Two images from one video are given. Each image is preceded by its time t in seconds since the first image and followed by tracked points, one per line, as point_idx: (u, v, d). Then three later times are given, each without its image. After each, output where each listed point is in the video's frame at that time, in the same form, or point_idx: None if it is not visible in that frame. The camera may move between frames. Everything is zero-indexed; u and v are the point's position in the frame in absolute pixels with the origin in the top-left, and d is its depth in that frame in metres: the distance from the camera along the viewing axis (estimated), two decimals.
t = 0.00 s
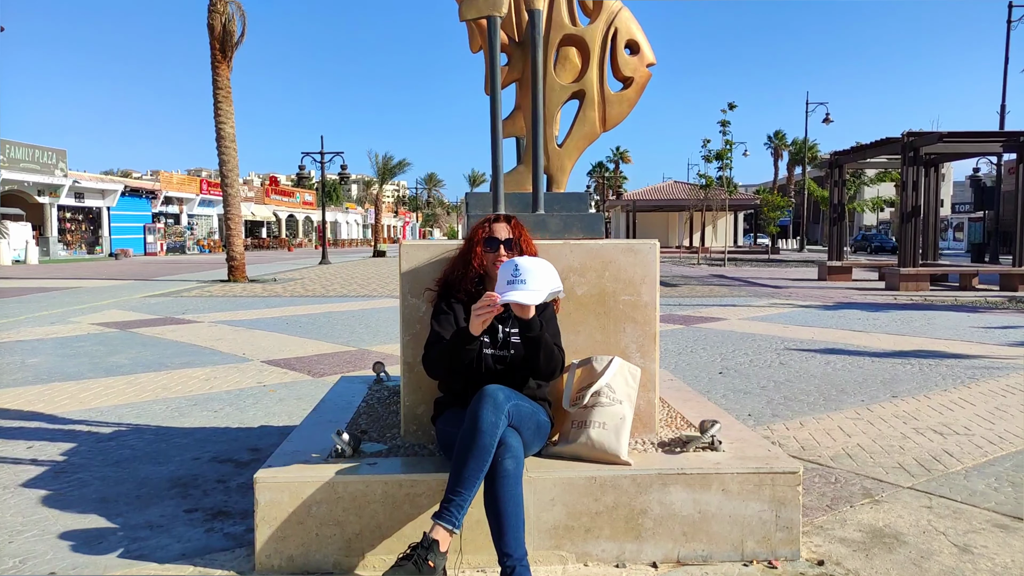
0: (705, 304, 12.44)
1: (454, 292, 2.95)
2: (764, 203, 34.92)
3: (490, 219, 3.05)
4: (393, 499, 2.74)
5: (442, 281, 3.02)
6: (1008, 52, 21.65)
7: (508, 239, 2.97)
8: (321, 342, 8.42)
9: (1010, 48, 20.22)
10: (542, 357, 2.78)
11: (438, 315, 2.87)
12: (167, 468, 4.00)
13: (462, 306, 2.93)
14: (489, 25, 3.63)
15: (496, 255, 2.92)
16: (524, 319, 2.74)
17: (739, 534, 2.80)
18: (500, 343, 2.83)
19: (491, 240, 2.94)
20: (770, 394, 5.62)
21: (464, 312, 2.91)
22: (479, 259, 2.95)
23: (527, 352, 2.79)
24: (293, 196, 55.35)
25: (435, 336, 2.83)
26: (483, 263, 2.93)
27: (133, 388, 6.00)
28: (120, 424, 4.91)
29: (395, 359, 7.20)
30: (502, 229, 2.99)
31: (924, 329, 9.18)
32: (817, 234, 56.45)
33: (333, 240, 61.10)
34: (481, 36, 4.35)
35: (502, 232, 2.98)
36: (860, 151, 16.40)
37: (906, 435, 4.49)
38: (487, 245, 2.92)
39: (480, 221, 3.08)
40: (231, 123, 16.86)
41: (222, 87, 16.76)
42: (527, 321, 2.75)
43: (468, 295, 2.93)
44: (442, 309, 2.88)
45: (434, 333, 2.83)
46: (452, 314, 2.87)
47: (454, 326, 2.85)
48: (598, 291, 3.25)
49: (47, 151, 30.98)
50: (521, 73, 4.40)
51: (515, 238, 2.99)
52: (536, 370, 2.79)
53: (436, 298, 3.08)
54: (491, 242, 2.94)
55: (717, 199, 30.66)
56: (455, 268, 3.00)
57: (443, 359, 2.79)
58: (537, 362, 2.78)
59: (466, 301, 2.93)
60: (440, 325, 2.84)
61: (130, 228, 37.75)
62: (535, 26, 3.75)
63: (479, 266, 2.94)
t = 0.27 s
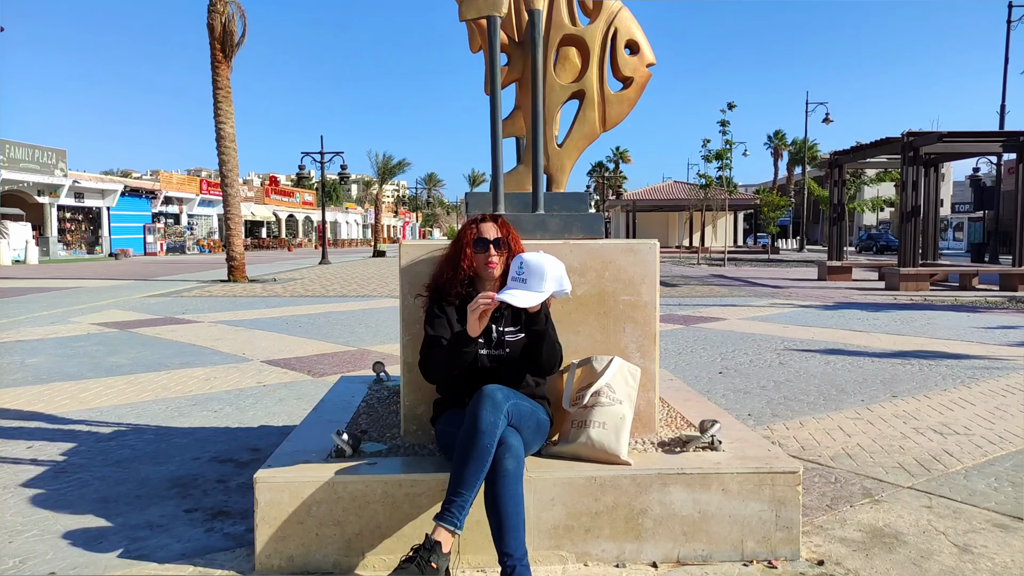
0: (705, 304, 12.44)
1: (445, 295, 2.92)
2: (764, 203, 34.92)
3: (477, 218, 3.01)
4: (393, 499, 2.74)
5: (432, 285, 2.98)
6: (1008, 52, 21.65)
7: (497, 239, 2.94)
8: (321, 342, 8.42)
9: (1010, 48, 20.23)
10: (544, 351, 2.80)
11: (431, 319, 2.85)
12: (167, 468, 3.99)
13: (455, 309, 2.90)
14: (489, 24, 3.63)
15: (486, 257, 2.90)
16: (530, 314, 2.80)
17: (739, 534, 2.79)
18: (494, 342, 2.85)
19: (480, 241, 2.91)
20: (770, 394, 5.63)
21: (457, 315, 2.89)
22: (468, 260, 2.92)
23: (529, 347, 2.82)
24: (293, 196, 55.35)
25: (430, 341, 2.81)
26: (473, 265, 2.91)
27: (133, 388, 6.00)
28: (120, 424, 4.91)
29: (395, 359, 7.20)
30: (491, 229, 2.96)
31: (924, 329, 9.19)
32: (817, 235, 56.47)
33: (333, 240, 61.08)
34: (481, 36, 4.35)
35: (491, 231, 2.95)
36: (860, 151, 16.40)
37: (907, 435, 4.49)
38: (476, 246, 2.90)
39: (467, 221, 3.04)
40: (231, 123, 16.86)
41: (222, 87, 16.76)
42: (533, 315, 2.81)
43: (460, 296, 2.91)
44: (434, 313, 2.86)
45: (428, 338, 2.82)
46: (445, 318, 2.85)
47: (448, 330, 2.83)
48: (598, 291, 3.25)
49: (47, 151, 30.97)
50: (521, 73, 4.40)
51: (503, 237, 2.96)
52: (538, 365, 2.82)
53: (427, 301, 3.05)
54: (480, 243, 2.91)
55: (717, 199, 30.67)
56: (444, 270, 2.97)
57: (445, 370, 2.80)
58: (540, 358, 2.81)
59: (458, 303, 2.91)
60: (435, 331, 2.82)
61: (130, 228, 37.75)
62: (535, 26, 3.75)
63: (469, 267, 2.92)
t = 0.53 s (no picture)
0: (705, 304, 12.41)
1: (437, 296, 2.89)
2: (764, 203, 34.89)
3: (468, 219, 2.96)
4: (392, 501, 2.70)
5: (424, 285, 2.94)
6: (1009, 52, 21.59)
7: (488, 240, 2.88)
8: (320, 342, 8.39)
9: (1011, 47, 20.19)
10: (547, 357, 2.80)
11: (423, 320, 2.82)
12: (165, 470, 3.96)
13: (447, 310, 2.89)
14: (488, 23, 3.60)
15: (478, 258, 2.83)
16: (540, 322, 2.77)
17: (741, 536, 2.76)
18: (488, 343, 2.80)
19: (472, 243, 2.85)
20: (771, 395, 5.60)
21: (449, 315, 2.88)
22: (461, 261, 2.87)
23: (532, 351, 2.80)
24: (293, 196, 55.34)
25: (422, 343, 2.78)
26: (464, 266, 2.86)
27: (131, 388, 5.97)
28: (118, 425, 4.88)
29: (395, 360, 7.17)
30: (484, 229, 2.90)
31: (926, 329, 9.15)
32: (817, 235, 56.46)
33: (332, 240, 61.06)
34: (480, 35, 4.32)
35: (482, 232, 2.89)
36: (861, 151, 16.36)
37: (909, 436, 4.46)
38: (469, 247, 2.83)
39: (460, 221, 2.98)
40: (230, 123, 16.83)
41: (221, 87, 16.73)
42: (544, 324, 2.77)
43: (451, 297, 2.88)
44: (425, 314, 2.83)
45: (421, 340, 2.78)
46: (436, 319, 2.83)
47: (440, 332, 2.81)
48: (599, 291, 3.22)
49: (46, 151, 30.95)
50: (521, 71, 4.37)
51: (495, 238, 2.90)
52: (539, 367, 2.80)
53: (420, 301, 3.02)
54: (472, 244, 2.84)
55: (717, 199, 30.64)
56: (436, 271, 2.92)
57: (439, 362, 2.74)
58: (542, 362, 2.80)
59: (450, 304, 2.89)
60: (428, 332, 2.80)
61: (129, 228, 37.73)
62: (535, 24, 3.72)
63: (461, 268, 2.87)
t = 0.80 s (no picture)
0: (705, 304, 12.43)
1: (432, 296, 2.90)
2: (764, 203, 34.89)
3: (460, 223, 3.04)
4: (393, 499, 2.74)
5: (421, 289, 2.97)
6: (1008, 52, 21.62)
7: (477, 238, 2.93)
8: (320, 342, 8.41)
9: (1010, 48, 20.23)
10: (549, 347, 2.83)
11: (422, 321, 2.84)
12: (167, 468, 3.99)
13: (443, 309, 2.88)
14: (489, 24, 3.63)
15: (468, 254, 2.87)
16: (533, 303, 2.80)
17: (739, 534, 2.79)
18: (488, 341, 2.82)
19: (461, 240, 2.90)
20: (770, 394, 5.62)
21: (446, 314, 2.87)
22: (452, 260, 2.91)
23: (532, 341, 2.82)
24: (293, 196, 55.34)
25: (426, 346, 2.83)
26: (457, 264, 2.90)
27: (132, 388, 6.00)
28: (120, 424, 4.91)
29: (395, 359, 7.20)
30: (474, 229, 2.99)
31: (924, 329, 9.18)
32: (817, 235, 56.49)
33: (333, 240, 61.08)
34: (481, 36, 4.35)
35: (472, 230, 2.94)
36: (860, 151, 16.39)
37: (907, 435, 4.49)
38: (458, 245, 2.89)
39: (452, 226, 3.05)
40: (231, 123, 16.86)
41: (222, 87, 16.75)
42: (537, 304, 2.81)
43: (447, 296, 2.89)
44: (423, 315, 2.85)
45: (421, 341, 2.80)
46: (432, 318, 2.84)
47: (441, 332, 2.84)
48: (598, 291, 3.25)
49: (47, 151, 30.97)
50: (521, 73, 4.40)
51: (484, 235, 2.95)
52: (543, 358, 2.84)
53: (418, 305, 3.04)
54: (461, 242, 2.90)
55: (717, 199, 30.65)
56: (431, 273, 2.96)
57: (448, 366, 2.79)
58: (544, 352, 2.83)
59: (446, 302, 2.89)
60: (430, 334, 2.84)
61: (130, 228, 37.75)
62: (535, 25, 3.75)
63: (453, 266, 2.91)
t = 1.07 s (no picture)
0: (705, 304, 12.43)
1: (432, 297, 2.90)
2: (764, 203, 34.89)
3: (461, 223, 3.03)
4: (393, 499, 2.74)
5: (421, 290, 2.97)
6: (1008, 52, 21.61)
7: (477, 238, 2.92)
8: (320, 342, 8.42)
9: (1010, 47, 20.23)
10: (559, 335, 2.90)
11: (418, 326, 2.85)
12: (167, 468, 3.99)
13: (441, 309, 2.90)
14: (489, 24, 3.64)
15: (468, 254, 2.86)
16: (544, 287, 2.87)
17: (739, 534, 2.80)
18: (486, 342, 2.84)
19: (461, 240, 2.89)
20: (770, 394, 5.62)
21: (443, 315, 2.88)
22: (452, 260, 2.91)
23: (542, 331, 2.89)
24: (293, 196, 55.30)
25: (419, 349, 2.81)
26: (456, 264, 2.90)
27: (133, 388, 6.00)
28: (120, 424, 4.91)
29: (395, 359, 7.20)
30: (474, 229, 2.99)
31: (924, 329, 9.17)
32: (817, 235, 56.50)
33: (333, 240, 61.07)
34: (481, 36, 4.35)
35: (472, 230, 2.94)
36: (860, 151, 16.38)
37: (907, 435, 4.49)
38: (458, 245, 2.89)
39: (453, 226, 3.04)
40: (231, 123, 16.86)
41: (222, 87, 16.76)
42: (547, 289, 2.89)
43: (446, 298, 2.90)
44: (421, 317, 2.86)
45: (417, 346, 2.82)
46: (430, 320, 2.84)
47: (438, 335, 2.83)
48: (597, 291, 3.25)
49: (47, 151, 30.97)
50: (521, 73, 4.40)
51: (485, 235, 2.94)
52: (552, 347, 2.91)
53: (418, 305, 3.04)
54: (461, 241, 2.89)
55: (717, 199, 30.65)
56: (432, 274, 2.97)
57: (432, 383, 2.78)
58: (554, 342, 2.90)
59: (444, 302, 2.90)
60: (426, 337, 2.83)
61: (130, 228, 37.74)
62: (535, 26, 3.75)
63: (452, 266, 2.91)
